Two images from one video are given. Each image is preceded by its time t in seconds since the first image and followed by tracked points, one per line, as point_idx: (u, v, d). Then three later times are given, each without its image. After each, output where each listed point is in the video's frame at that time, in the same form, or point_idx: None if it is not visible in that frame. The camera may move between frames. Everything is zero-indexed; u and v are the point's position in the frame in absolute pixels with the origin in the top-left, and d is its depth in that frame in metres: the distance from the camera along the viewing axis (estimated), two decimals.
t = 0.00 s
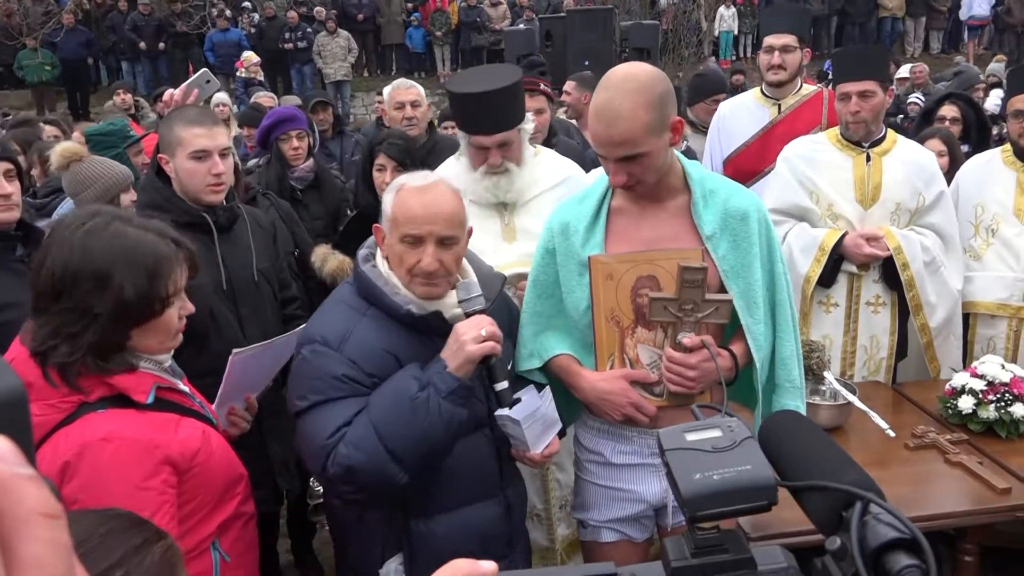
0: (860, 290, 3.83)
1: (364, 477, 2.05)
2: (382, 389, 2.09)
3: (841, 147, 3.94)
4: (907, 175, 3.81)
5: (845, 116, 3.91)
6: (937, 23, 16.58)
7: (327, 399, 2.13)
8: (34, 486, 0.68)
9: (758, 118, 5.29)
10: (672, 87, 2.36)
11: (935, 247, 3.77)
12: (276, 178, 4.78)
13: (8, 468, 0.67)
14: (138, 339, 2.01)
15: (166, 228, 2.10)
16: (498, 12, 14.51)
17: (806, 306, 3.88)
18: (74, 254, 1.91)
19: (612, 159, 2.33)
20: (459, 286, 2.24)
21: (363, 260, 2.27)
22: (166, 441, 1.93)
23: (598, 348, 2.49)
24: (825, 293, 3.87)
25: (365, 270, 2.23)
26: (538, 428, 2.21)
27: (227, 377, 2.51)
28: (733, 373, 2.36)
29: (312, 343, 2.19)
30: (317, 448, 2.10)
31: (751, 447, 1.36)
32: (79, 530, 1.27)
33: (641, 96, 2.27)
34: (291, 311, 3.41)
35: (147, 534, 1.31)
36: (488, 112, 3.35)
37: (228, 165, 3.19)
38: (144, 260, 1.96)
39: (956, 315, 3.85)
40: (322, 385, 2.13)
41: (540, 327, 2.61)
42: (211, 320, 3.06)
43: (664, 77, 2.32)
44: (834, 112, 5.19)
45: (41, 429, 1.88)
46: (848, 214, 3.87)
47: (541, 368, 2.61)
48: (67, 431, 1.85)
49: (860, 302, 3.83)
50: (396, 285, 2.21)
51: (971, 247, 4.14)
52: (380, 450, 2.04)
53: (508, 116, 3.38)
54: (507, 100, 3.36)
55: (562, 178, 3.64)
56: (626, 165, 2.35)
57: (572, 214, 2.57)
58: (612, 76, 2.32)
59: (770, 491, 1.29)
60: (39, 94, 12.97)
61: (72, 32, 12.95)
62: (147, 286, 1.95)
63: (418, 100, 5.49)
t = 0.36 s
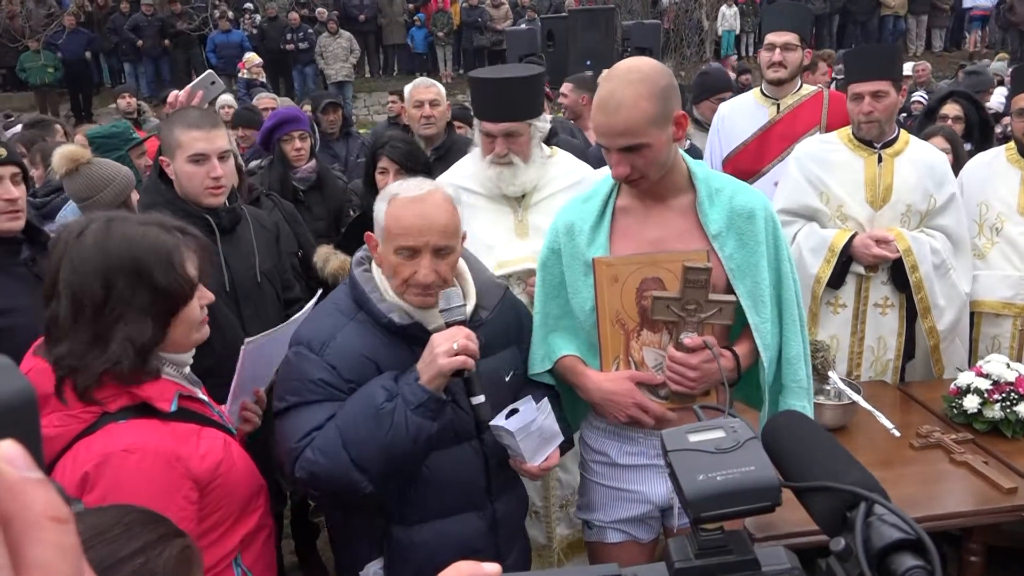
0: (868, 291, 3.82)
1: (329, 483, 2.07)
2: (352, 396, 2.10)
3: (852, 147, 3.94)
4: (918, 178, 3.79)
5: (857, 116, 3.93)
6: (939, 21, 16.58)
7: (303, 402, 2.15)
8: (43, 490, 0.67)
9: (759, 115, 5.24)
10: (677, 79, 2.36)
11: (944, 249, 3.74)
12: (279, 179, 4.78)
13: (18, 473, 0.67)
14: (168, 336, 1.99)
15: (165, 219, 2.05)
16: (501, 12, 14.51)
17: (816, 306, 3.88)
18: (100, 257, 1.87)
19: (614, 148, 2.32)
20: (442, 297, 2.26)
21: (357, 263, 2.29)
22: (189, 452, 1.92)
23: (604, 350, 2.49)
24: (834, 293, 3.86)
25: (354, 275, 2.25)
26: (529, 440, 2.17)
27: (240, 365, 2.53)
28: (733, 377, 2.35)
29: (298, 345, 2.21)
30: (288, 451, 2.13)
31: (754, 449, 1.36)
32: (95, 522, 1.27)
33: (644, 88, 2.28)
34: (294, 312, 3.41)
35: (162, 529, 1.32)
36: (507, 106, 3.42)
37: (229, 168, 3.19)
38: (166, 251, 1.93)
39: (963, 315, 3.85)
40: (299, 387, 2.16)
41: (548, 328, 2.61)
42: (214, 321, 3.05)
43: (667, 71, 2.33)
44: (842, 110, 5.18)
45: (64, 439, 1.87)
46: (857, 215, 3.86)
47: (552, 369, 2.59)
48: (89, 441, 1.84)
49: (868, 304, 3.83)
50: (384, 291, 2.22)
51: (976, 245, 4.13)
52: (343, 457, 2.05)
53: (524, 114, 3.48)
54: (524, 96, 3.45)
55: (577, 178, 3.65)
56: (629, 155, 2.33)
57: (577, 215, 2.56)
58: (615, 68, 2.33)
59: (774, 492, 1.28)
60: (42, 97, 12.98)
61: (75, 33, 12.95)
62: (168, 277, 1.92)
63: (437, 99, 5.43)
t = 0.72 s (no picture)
0: (870, 290, 3.82)
1: (367, 488, 2.01)
2: (382, 397, 2.06)
3: (849, 147, 3.93)
4: (917, 177, 3.79)
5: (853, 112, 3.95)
6: (941, 22, 16.55)
7: (327, 410, 2.09)
8: (48, 493, 0.67)
9: (762, 116, 5.24)
10: (679, 78, 2.36)
11: (947, 245, 3.76)
12: (281, 179, 4.80)
13: (23, 476, 0.67)
14: (173, 347, 1.99)
15: (182, 227, 2.07)
16: (503, 13, 14.51)
17: (816, 307, 3.89)
18: (103, 267, 1.90)
19: (614, 145, 2.33)
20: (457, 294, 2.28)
21: (354, 268, 2.25)
22: (198, 463, 1.91)
23: (605, 355, 2.49)
24: (836, 294, 3.87)
25: (356, 277, 2.22)
26: (543, 428, 2.21)
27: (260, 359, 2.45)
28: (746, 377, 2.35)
29: (307, 354, 2.15)
30: (318, 463, 2.05)
31: (757, 450, 1.36)
32: (102, 518, 1.28)
33: (645, 85, 2.29)
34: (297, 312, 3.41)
35: (169, 527, 1.32)
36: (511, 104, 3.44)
37: (232, 169, 3.19)
38: (169, 263, 1.94)
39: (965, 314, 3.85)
40: (321, 395, 2.09)
41: (547, 329, 2.62)
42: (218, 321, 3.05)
43: (670, 69, 2.33)
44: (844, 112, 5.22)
45: (70, 446, 1.85)
46: (857, 214, 3.85)
47: (546, 370, 2.62)
48: (97, 449, 1.82)
49: (869, 302, 3.82)
50: (394, 288, 2.20)
51: (979, 246, 4.13)
52: (386, 459, 2.01)
53: (530, 113, 3.50)
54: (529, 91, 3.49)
55: (580, 181, 3.63)
56: (628, 153, 2.33)
57: (578, 215, 2.56)
58: (619, 65, 2.34)
59: (776, 494, 1.29)
60: (45, 96, 12.98)
61: (77, 33, 12.95)
62: (172, 289, 1.93)
63: (448, 100, 5.38)
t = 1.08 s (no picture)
0: (866, 287, 3.81)
1: (409, 499, 1.99)
2: (416, 405, 2.04)
3: (846, 147, 3.92)
4: (913, 175, 3.80)
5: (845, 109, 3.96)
6: (941, 25, 16.54)
7: (358, 422, 2.04)
8: (50, 494, 0.67)
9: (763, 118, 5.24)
10: (677, 77, 2.36)
11: (948, 241, 3.73)
12: (283, 179, 4.81)
13: (24, 477, 0.66)
14: (180, 347, 1.98)
15: (196, 227, 2.06)
16: (504, 14, 14.50)
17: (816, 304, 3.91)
18: (110, 266, 1.90)
19: (611, 144, 2.32)
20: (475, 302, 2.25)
21: (367, 273, 2.20)
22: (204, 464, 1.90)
23: (604, 358, 2.49)
24: (836, 294, 3.87)
25: (371, 284, 2.17)
26: (553, 427, 2.28)
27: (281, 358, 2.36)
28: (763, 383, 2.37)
29: (328, 365, 2.09)
30: (353, 478, 2.00)
31: (756, 450, 1.35)
32: (99, 517, 1.27)
33: (641, 82, 2.29)
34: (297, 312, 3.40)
35: (167, 527, 1.31)
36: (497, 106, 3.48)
37: (234, 169, 3.19)
38: (175, 263, 1.93)
39: (964, 314, 3.85)
40: (350, 408, 2.04)
41: (544, 333, 2.62)
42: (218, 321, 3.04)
43: (666, 68, 2.33)
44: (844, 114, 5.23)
45: (79, 441, 1.85)
46: (854, 212, 3.83)
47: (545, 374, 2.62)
48: (105, 446, 1.83)
49: (866, 300, 3.83)
50: (413, 295, 2.17)
51: (980, 248, 4.13)
52: (428, 470, 2.00)
53: (520, 111, 3.55)
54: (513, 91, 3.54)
55: (563, 181, 3.65)
56: (625, 151, 2.33)
57: (575, 216, 2.56)
58: (615, 64, 2.34)
59: (776, 494, 1.28)
60: (45, 95, 12.98)
61: (77, 31, 12.93)
62: (176, 290, 1.92)
63: (437, 100, 5.41)
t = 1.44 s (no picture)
0: (864, 282, 3.84)
1: (427, 508, 1.97)
2: (438, 412, 2.02)
3: (852, 144, 3.92)
4: (914, 169, 3.79)
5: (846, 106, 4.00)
6: (938, 18, 16.51)
7: (376, 428, 2.00)
8: (44, 500, 0.67)
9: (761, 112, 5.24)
10: (671, 72, 2.36)
11: (942, 238, 3.74)
12: (280, 175, 4.79)
13: (17, 481, 0.67)
14: (181, 345, 1.98)
15: (198, 223, 2.06)
16: (500, 9, 14.47)
17: (818, 297, 3.95)
18: (112, 261, 1.91)
19: (609, 141, 2.32)
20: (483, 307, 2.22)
21: (384, 275, 2.16)
22: (204, 462, 1.89)
23: (601, 357, 2.48)
24: (835, 289, 3.90)
25: (389, 286, 2.13)
26: (556, 433, 2.31)
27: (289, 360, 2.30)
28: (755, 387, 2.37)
29: (344, 369, 2.03)
30: (372, 487, 1.97)
31: (753, 445, 1.35)
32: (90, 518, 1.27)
33: (636, 77, 2.28)
34: (296, 309, 3.39)
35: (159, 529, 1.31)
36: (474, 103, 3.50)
37: (233, 166, 3.19)
38: (176, 259, 1.93)
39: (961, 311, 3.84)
40: (368, 413, 1.99)
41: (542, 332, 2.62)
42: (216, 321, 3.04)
43: (661, 63, 2.33)
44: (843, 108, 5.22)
45: (79, 436, 1.84)
46: (852, 205, 3.84)
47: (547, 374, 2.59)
48: (105, 442, 1.82)
49: (864, 295, 3.85)
50: (431, 301, 2.14)
51: (977, 242, 4.13)
52: (448, 479, 1.99)
53: (497, 107, 3.56)
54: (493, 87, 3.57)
55: (543, 177, 3.66)
56: (623, 148, 2.33)
57: (571, 215, 2.56)
58: (609, 59, 2.34)
59: (772, 488, 1.29)
60: (40, 92, 12.97)
61: (72, 29, 12.90)
62: (177, 287, 1.92)
63: (412, 95, 5.48)
